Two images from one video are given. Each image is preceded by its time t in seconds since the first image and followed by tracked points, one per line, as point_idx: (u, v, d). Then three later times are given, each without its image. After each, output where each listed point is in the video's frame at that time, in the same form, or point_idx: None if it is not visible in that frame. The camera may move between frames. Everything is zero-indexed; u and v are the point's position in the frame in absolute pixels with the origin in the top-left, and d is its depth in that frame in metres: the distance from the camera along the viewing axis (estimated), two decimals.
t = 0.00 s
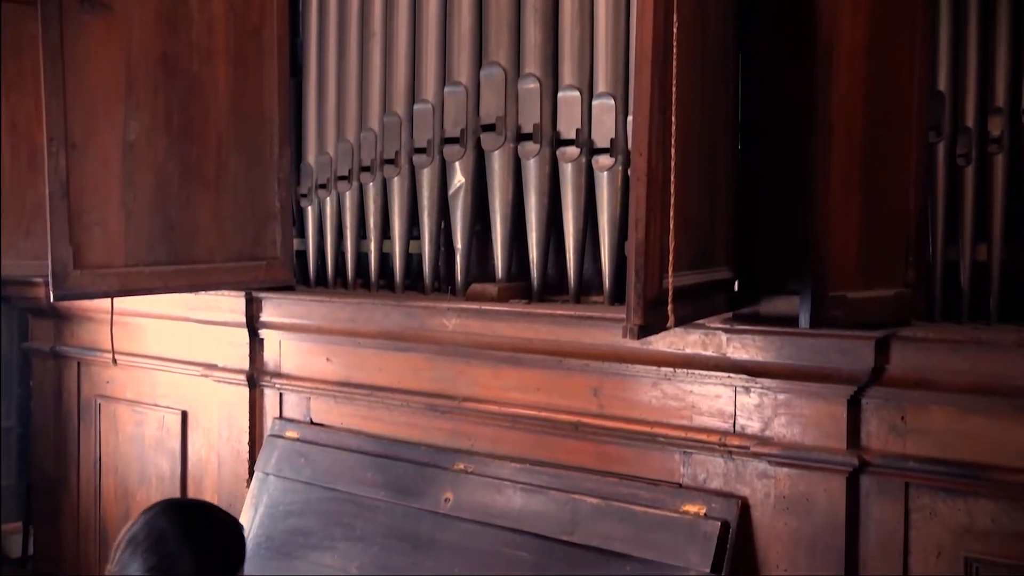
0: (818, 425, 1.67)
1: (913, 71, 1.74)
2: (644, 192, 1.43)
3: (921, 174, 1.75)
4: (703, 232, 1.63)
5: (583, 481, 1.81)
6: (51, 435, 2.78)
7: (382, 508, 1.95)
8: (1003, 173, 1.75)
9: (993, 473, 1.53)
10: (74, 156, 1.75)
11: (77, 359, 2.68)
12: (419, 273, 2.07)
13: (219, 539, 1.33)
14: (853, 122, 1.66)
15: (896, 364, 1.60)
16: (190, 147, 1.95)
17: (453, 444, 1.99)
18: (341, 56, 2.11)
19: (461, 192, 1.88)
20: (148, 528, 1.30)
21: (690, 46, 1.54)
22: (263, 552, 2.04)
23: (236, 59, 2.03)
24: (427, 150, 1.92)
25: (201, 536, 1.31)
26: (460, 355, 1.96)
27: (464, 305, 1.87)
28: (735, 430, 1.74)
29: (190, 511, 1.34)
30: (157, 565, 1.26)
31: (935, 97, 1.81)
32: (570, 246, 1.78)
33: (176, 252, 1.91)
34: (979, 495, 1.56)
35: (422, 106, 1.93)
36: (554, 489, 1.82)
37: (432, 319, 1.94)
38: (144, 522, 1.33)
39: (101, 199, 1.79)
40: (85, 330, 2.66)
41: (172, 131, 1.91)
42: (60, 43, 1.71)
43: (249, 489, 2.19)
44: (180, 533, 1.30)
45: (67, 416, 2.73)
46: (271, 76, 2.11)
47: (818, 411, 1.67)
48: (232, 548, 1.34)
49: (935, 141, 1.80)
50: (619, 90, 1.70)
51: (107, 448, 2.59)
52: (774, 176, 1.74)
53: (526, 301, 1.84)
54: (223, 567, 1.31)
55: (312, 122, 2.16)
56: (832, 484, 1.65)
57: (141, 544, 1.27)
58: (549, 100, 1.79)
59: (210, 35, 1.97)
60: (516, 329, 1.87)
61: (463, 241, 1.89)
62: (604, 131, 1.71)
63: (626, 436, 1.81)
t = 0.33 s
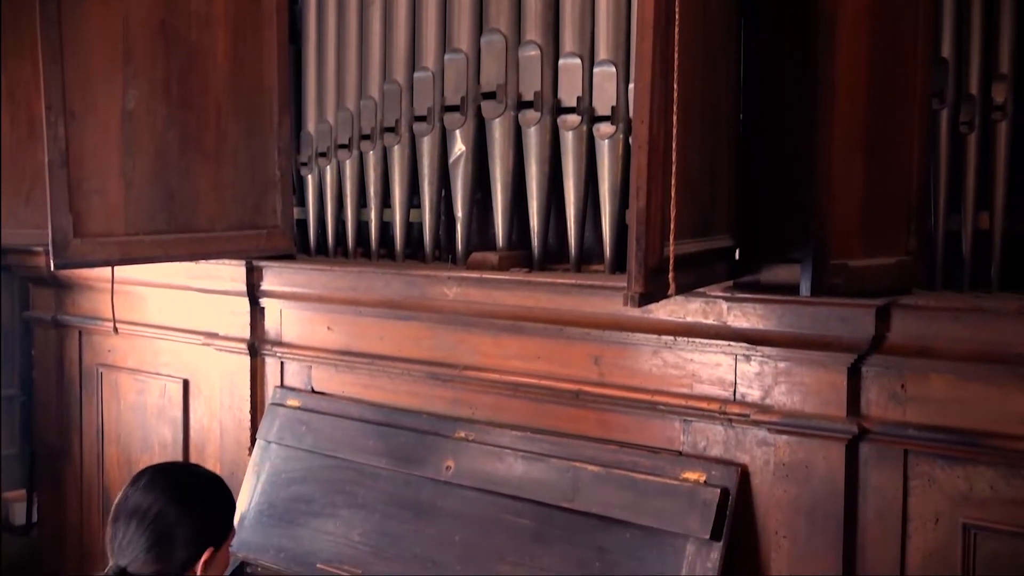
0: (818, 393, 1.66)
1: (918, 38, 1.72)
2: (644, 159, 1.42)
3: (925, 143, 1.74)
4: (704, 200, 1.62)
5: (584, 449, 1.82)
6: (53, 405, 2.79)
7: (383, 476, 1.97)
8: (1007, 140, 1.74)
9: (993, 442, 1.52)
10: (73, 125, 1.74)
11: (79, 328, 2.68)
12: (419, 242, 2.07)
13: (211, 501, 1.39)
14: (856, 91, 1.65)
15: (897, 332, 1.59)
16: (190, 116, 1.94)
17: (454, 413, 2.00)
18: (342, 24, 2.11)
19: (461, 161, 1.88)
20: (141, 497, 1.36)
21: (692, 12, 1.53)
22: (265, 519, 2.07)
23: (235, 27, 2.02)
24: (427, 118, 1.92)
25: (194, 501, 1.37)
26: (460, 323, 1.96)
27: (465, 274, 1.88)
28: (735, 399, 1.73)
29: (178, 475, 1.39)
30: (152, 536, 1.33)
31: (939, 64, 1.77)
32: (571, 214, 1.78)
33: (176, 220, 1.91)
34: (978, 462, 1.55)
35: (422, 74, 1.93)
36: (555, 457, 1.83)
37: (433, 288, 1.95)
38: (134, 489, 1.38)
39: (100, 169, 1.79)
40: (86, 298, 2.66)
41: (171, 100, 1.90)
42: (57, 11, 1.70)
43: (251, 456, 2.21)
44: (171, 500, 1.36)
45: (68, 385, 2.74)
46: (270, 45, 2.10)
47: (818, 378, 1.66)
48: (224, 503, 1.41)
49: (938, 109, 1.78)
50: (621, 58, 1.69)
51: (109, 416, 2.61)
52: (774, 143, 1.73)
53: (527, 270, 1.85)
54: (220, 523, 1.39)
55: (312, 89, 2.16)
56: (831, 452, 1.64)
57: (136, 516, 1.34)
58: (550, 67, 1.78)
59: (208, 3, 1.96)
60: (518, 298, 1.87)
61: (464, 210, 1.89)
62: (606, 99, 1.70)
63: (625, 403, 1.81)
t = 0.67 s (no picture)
0: (818, 358, 1.65)
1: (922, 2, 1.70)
2: (645, 123, 1.41)
3: (928, 108, 1.73)
4: (707, 165, 1.61)
5: (584, 414, 1.82)
6: (54, 371, 2.79)
7: (385, 442, 1.98)
8: (1011, 104, 1.73)
9: (993, 407, 1.51)
10: (71, 91, 1.73)
11: (80, 294, 2.68)
12: (420, 207, 2.08)
13: (219, 461, 1.50)
14: (857, 55, 1.64)
15: (898, 298, 1.58)
16: (189, 81, 1.93)
17: (454, 378, 2.00)
18: None
19: (462, 126, 1.88)
20: (153, 458, 1.46)
21: None
22: (267, 484, 2.08)
23: None
24: (427, 83, 1.92)
25: (199, 463, 1.48)
26: (460, 289, 1.96)
27: (466, 240, 1.88)
28: (736, 364, 1.73)
29: (185, 436, 1.48)
30: (161, 494, 1.45)
31: (944, 27, 1.76)
32: (571, 178, 1.77)
33: (176, 187, 1.91)
34: (977, 426, 1.54)
35: (422, 38, 1.91)
36: (555, 422, 1.83)
37: (434, 254, 1.95)
38: (147, 449, 1.48)
39: (99, 135, 1.78)
40: (87, 265, 2.66)
41: (170, 65, 1.89)
42: None
43: (252, 422, 2.22)
44: (179, 461, 1.46)
45: (69, 351, 2.74)
46: (269, 10, 2.08)
47: (819, 344, 1.65)
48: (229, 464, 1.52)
49: (943, 72, 1.76)
50: (623, 22, 1.67)
51: (111, 381, 2.62)
52: (773, 105, 1.71)
53: (528, 236, 1.85)
54: (226, 479, 1.51)
55: (312, 54, 2.15)
56: (831, 417, 1.63)
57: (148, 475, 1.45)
58: (551, 30, 1.76)
59: None
60: (518, 263, 1.87)
61: (465, 175, 1.89)
62: (607, 63, 1.69)
63: (625, 369, 1.81)
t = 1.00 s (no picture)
0: (818, 328, 1.64)
1: None
2: (645, 92, 1.40)
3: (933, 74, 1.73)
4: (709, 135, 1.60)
5: (583, 383, 1.82)
6: (55, 341, 2.80)
7: (386, 411, 1.99)
8: (1014, 74, 1.66)
9: (991, 375, 1.51)
10: (69, 59, 1.73)
11: (80, 264, 2.68)
12: (420, 176, 2.08)
13: (199, 423, 1.54)
14: (862, 23, 1.62)
15: (898, 268, 1.57)
16: (187, 50, 1.93)
17: (454, 347, 2.01)
18: None
19: (462, 95, 1.88)
20: (133, 426, 1.50)
21: None
22: (269, 453, 2.09)
23: None
24: (427, 52, 1.91)
25: (183, 429, 1.52)
26: (460, 258, 1.96)
27: (466, 210, 1.89)
28: (735, 334, 1.73)
29: (166, 402, 1.52)
30: (148, 462, 1.49)
31: None
32: (570, 147, 1.77)
33: (176, 157, 1.91)
34: (975, 395, 1.54)
35: (422, 6, 1.90)
36: (555, 391, 1.84)
37: (434, 223, 1.95)
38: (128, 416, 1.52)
39: (97, 104, 1.77)
40: (87, 235, 2.66)
41: (167, 34, 1.89)
42: None
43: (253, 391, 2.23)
44: (162, 427, 1.50)
45: (71, 321, 2.75)
46: None
47: (818, 314, 1.64)
48: (211, 426, 1.57)
49: (944, 40, 1.71)
50: None
51: (112, 351, 2.63)
52: (778, 80, 1.73)
53: (528, 206, 1.85)
54: (209, 443, 1.55)
55: (311, 22, 2.13)
56: (830, 387, 1.63)
57: (128, 442, 1.49)
58: None
59: None
60: (518, 233, 1.87)
61: (465, 144, 1.89)
62: (607, 32, 1.69)
63: (624, 339, 1.81)
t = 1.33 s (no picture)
0: (819, 298, 1.64)
1: None
2: (648, 64, 1.39)
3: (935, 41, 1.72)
4: (709, 103, 1.60)
5: (584, 353, 1.83)
6: (57, 310, 2.81)
7: (386, 381, 2.00)
8: (1017, 42, 1.64)
9: (991, 345, 1.51)
10: (66, 28, 1.71)
11: (81, 234, 2.69)
12: (420, 145, 2.08)
13: (184, 390, 1.52)
14: None
15: (898, 239, 1.56)
16: (185, 18, 1.92)
17: (454, 317, 2.02)
18: None
19: (462, 64, 1.87)
20: (120, 396, 1.47)
21: None
22: (271, 422, 2.11)
23: None
24: (426, 20, 1.90)
25: (170, 400, 1.49)
26: (460, 227, 1.97)
27: (466, 178, 1.89)
28: (735, 304, 1.73)
29: (152, 373, 1.49)
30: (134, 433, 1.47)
31: None
32: (571, 116, 1.76)
33: (175, 126, 1.91)
34: (974, 365, 1.54)
35: None
36: (555, 361, 1.84)
37: (434, 193, 1.95)
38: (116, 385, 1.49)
39: (95, 74, 1.76)
40: (87, 205, 2.66)
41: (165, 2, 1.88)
42: None
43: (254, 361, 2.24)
44: (150, 398, 1.48)
45: (72, 291, 2.76)
46: None
47: (818, 283, 1.64)
48: (201, 397, 1.54)
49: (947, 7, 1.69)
50: None
51: (114, 320, 2.64)
52: (785, 41, 1.73)
53: (528, 175, 1.85)
54: (198, 413, 1.53)
55: None
56: (830, 355, 1.64)
57: (114, 412, 1.47)
58: None
59: None
60: (519, 203, 1.87)
61: (464, 112, 1.89)
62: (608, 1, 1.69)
63: (625, 309, 1.81)
